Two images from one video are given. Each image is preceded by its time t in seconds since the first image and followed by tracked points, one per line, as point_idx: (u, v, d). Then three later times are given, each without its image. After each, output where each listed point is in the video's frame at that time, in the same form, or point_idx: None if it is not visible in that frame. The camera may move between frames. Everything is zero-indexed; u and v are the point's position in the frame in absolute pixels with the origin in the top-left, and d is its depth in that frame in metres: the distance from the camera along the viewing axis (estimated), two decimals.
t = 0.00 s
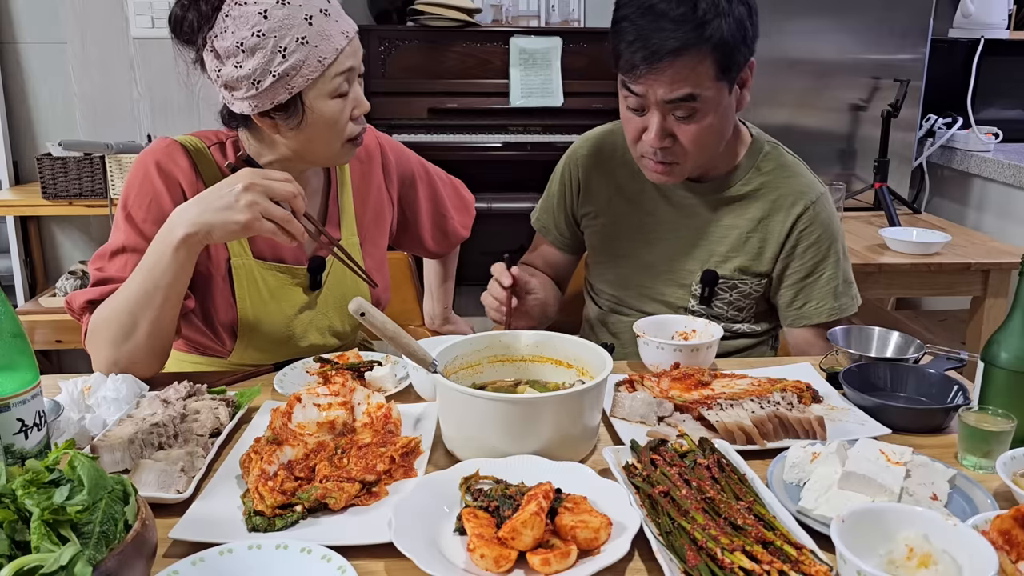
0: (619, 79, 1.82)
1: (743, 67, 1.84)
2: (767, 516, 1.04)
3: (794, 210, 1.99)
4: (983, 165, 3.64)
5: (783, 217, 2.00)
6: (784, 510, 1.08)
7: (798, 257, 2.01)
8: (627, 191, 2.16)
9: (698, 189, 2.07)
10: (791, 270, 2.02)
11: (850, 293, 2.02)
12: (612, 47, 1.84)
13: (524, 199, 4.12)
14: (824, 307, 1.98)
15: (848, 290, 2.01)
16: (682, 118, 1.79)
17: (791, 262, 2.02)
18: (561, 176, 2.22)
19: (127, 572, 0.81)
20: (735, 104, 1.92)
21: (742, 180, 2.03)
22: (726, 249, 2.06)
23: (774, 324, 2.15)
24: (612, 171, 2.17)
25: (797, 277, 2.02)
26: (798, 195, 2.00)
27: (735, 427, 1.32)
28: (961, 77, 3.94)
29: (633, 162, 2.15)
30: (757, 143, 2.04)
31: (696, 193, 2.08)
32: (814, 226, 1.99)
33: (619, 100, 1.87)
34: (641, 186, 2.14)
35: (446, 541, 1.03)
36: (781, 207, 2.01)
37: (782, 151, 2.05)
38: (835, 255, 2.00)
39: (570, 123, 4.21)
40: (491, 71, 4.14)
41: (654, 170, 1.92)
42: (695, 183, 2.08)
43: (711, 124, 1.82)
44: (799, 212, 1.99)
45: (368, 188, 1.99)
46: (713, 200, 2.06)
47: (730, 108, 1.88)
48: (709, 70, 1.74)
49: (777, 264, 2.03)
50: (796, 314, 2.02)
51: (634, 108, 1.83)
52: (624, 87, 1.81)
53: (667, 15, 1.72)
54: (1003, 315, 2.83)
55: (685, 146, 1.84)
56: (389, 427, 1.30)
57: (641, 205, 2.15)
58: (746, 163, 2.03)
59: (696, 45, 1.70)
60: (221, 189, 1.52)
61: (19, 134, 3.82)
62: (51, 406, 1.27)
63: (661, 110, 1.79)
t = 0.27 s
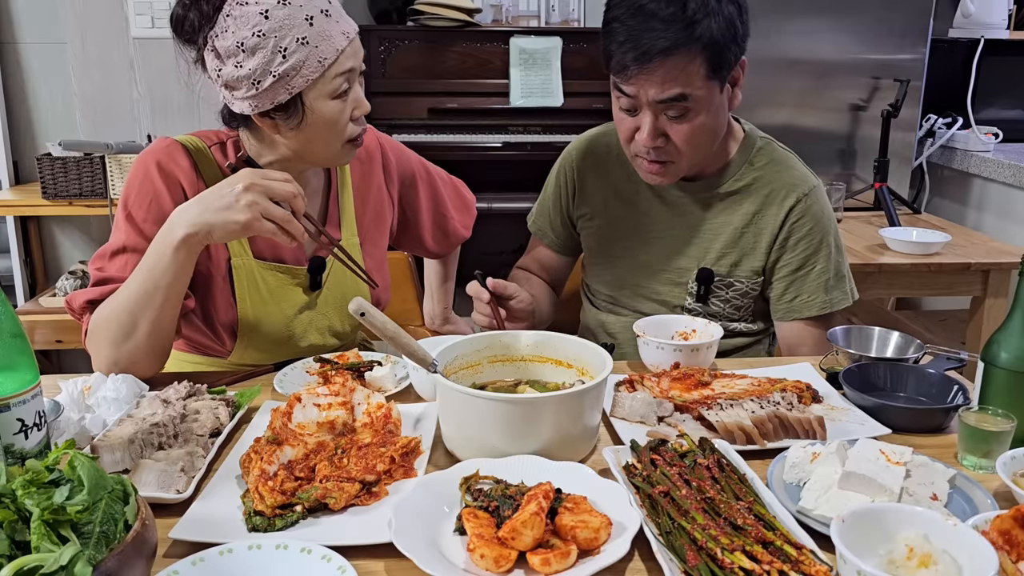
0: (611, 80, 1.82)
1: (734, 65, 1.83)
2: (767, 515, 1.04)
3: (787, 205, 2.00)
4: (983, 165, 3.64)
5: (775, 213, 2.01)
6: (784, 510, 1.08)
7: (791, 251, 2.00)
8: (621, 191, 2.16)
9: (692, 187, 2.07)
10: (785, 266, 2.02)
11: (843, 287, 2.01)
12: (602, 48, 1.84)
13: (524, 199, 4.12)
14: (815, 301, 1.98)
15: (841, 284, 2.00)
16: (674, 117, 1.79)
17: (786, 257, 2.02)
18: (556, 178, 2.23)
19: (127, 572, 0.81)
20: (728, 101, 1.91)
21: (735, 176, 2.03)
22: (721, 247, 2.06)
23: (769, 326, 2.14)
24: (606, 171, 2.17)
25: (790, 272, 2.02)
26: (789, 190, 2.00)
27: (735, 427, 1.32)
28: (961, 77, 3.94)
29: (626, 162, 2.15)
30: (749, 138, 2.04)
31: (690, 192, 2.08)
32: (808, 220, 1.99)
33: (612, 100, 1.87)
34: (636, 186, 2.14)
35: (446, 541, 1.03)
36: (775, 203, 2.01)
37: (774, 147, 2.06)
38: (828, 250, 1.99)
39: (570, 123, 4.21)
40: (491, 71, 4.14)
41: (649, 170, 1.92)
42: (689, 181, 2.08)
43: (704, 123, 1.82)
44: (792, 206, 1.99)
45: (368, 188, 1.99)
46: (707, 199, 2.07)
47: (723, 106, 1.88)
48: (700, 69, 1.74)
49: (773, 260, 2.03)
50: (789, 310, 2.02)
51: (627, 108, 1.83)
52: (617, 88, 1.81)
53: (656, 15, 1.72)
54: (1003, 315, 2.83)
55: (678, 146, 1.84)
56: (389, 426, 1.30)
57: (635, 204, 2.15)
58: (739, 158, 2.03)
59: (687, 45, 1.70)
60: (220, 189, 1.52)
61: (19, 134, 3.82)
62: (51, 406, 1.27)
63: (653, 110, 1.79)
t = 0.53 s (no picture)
0: (611, 79, 1.82)
1: (734, 65, 1.83)
2: (768, 515, 1.04)
3: (785, 200, 1.99)
4: (983, 165, 3.64)
5: (772, 209, 2.01)
6: (784, 510, 1.08)
7: (787, 248, 2.00)
8: (620, 190, 2.16)
9: (690, 184, 2.07)
10: (780, 262, 2.01)
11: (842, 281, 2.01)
12: (602, 47, 1.84)
13: (524, 199, 4.12)
14: (810, 297, 1.98)
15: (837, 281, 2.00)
16: (674, 116, 1.79)
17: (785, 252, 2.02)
18: (555, 178, 2.23)
19: (127, 572, 0.81)
20: (728, 101, 1.91)
21: (733, 173, 2.03)
22: (720, 244, 2.06)
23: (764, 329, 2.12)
24: (605, 170, 2.17)
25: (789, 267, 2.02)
26: (786, 186, 2.00)
27: (735, 427, 1.32)
28: (961, 77, 3.94)
29: (625, 161, 2.15)
30: (747, 134, 2.04)
31: (688, 190, 2.08)
32: (806, 215, 1.99)
33: (613, 99, 1.87)
34: (634, 185, 2.14)
35: (446, 541, 1.03)
36: (773, 198, 2.01)
37: (772, 142, 2.05)
38: (824, 246, 1.99)
39: (570, 123, 4.21)
40: (491, 71, 4.14)
41: (648, 169, 1.92)
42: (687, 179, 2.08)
43: (704, 122, 1.81)
44: (790, 201, 1.99)
45: (368, 188, 1.99)
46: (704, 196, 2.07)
47: (724, 106, 1.87)
48: (701, 69, 1.74)
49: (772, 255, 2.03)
50: (781, 304, 2.01)
51: (627, 107, 1.83)
52: (617, 87, 1.81)
53: (656, 15, 1.72)
54: (1003, 315, 2.82)
55: (678, 145, 1.84)
56: (389, 427, 1.30)
57: (634, 203, 2.15)
58: (737, 155, 2.03)
59: (687, 45, 1.70)
60: (220, 189, 1.52)
61: (19, 134, 3.82)
62: (51, 406, 1.26)
63: (653, 109, 1.79)
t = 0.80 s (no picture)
0: (613, 79, 1.82)
1: (736, 66, 1.83)
2: (768, 516, 1.04)
3: (785, 196, 1.99)
4: (983, 165, 3.64)
5: (771, 206, 2.01)
6: (784, 510, 1.08)
7: (787, 244, 2.00)
8: (620, 189, 2.16)
9: (690, 182, 2.08)
10: (780, 259, 2.01)
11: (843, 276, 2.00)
12: (604, 46, 1.84)
13: (523, 199, 4.12)
14: (810, 293, 1.97)
15: (836, 276, 1.99)
16: (676, 116, 1.79)
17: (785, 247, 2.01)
18: (556, 178, 2.23)
19: (127, 572, 0.81)
20: (729, 101, 1.91)
21: (732, 169, 2.04)
22: (720, 241, 2.06)
23: (764, 330, 2.11)
24: (605, 170, 2.17)
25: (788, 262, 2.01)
26: (785, 182, 2.00)
27: (735, 427, 1.32)
28: (961, 77, 3.94)
29: (624, 160, 2.15)
30: (746, 131, 2.04)
31: (688, 188, 2.08)
32: (806, 210, 1.98)
33: (615, 99, 1.87)
34: (634, 183, 2.14)
35: (446, 541, 1.03)
36: (772, 194, 2.01)
37: (771, 138, 2.06)
38: (823, 242, 1.98)
39: (570, 123, 4.21)
40: (491, 71, 4.14)
41: (649, 170, 1.92)
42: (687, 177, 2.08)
43: (706, 122, 1.81)
44: (789, 196, 1.99)
45: (368, 188, 2.00)
46: (703, 194, 2.07)
47: (726, 106, 1.87)
48: (702, 69, 1.74)
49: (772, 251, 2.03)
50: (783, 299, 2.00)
51: (629, 107, 1.83)
52: (619, 86, 1.81)
53: (659, 14, 1.72)
54: (1003, 315, 2.82)
55: (679, 145, 1.84)
56: (389, 427, 1.30)
57: (634, 202, 2.15)
58: (736, 152, 2.03)
59: (689, 45, 1.70)
60: (219, 188, 1.52)
61: (19, 134, 3.82)
62: (51, 406, 1.26)
63: (655, 109, 1.79)
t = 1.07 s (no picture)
0: (614, 79, 1.82)
1: (737, 66, 1.83)
2: (767, 515, 1.04)
3: (784, 194, 2.00)
4: (983, 165, 3.64)
5: (769, 205, 2.01)
6: (784, 510, 1.08)
7: (785, 243, 2.00)
8: (620, 190, 2.16)
9: (689, 182, 2.08)
10: (779, 257, 2.01)
11: (842, 274, 2.00)
12: (605, 47, 1.84)
13: (523, 199, 4.12)
14: (808, 292, 1.97)
15: (835, 275, 1.98)
16: (676, 117, 1.79)
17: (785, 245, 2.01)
18: (556, 179, 2.23)
19: (127, 572, 0.81)
20: (730, 102, 1.91)
21: (732, 168, 2.04)
22: (719, 240, 2.06)
23: (764, 330, 2.11)
24: (605, 170, 2.17)
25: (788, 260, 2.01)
26: (783, 181, 2.00)
27: (735, 427, 1.32)
28: (961, 77, 3.94)
29: (624, 160, 2.15)
30: (745, 129, 2.04)
31: (688, 188, 2.08)
32: (806, 208, 1.98)
33: (615, 100, 1.87)
34: (634, 184, 2.14)
35: (446, 541, 1.03)
36: (772, 192, 2.01)
37: (770, 136, 2.06)
38: (822, 240, 1.98)
39: (570, 123, 4.21)
40: (491, 71, 4.14)
41: (649, 170, 1.92)
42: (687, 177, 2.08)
43: (706, 123, 1.81)
44: (788, 195, 1.99)
45: (368, 188, 2.00)
46: (702, 194, 2.07)
47: (727, 108, 1.87)
48: (703, 70, 1.74)
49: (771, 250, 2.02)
50: (782, 297, 2.00)
51: (629, 107, 1.83)
52: (619, 87, 1.81)
53: (660, 15, 1.72)
54: (1003, 315, 2.82)
55: (680, 146, 1.84)
56: (389, 427, 1.30)
57: (634, 202, 2.15)
58: (736, 150, 2.03)
59: (689, 46, 1.70)
60: (219, 188, 1.52)
61: (19, 134, 3.82)
62: (51, 406, 1.26)
63: (656, 110, 1.79)
